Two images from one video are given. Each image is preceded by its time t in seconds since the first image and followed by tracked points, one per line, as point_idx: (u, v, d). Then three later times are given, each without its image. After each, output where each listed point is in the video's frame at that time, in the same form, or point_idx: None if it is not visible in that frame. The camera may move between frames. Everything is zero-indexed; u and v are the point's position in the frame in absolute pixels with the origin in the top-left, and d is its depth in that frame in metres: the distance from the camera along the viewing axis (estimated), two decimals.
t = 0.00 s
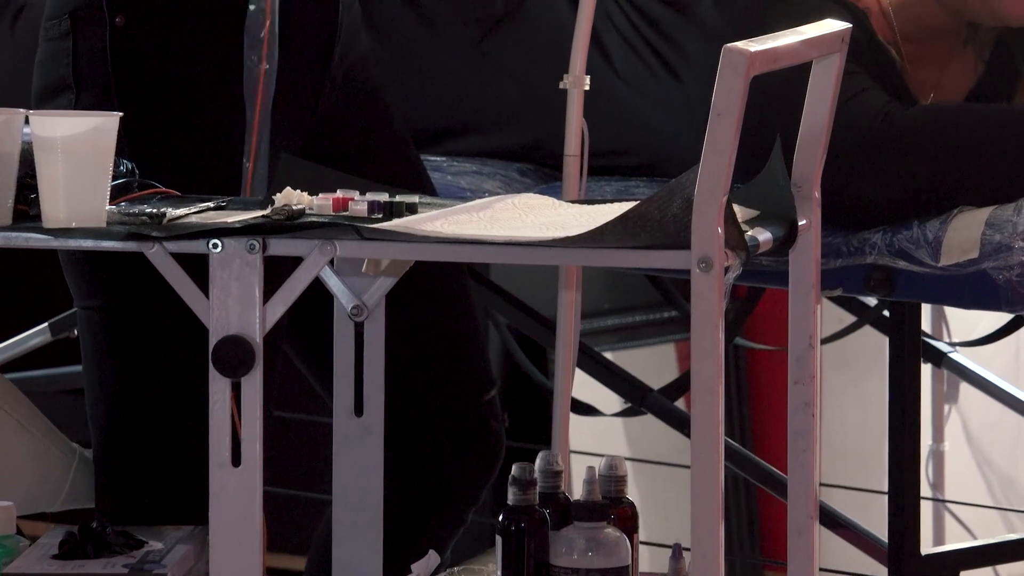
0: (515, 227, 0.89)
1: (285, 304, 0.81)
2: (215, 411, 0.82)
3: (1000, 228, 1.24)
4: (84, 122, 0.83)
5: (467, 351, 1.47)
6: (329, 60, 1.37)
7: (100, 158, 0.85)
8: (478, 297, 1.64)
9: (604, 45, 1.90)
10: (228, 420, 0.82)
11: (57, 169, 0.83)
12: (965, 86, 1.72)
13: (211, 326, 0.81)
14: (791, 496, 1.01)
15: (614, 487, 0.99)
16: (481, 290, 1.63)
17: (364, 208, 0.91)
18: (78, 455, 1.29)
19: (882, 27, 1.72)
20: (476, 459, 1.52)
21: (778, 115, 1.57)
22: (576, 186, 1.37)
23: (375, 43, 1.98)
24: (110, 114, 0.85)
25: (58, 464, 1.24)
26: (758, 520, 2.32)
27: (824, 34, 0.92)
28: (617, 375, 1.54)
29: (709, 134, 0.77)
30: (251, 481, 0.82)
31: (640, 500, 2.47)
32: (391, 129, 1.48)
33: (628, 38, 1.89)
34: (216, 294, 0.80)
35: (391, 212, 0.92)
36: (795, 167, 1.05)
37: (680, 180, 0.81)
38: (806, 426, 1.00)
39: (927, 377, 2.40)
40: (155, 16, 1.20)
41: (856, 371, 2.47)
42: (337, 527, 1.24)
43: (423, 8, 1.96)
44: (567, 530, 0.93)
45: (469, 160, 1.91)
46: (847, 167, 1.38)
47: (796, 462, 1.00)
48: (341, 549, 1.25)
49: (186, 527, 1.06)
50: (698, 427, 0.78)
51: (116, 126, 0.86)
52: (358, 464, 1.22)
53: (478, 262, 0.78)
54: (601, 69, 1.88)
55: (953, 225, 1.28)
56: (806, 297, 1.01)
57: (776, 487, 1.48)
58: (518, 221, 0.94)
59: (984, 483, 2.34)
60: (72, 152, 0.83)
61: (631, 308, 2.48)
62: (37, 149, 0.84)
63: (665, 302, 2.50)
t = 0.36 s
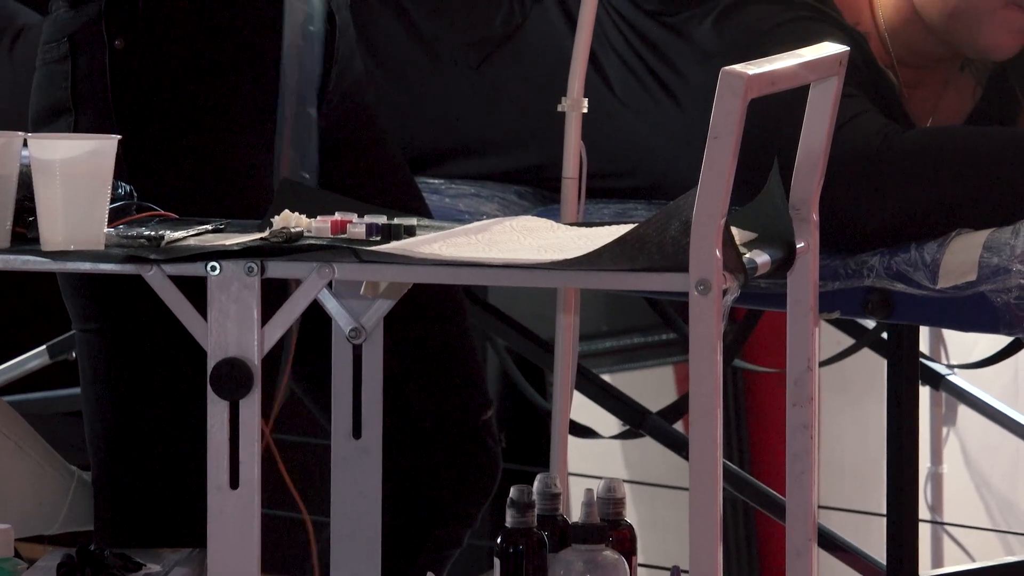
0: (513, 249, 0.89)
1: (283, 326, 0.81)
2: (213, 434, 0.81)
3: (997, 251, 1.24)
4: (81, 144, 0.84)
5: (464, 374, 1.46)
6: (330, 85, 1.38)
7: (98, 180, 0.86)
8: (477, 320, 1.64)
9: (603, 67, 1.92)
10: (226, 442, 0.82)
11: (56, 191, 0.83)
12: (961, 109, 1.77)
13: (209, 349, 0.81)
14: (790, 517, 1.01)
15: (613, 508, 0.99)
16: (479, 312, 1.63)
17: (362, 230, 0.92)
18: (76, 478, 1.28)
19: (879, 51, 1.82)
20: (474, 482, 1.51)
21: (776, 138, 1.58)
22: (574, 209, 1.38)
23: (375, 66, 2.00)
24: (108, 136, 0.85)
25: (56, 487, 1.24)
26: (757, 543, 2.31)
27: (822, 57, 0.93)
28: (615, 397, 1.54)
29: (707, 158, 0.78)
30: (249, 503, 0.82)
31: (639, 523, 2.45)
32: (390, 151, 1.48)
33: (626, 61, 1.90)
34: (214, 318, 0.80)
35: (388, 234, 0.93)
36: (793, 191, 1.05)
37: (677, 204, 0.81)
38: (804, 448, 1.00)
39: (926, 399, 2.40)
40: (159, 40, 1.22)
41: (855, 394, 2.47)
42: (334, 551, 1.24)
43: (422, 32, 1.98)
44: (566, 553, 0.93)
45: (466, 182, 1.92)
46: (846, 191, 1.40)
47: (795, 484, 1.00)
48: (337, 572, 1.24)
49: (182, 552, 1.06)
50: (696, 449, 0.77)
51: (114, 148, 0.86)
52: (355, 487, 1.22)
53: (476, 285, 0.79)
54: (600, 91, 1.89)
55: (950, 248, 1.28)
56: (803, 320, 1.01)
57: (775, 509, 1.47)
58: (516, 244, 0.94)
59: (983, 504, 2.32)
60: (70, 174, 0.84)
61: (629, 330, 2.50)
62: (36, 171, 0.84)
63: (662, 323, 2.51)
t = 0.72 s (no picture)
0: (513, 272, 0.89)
1: (283, 349, 0.81)
2: (212, 457, 0.81)
3: (997, 274, 1.24)
4: (80, 167, 0.84)
5: (463, 398, 1.46)
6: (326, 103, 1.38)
7: (98, 203, 0.86)
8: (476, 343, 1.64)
9: (604, 89, 1.93)
10: (226, 465, 0.81)
11: (55, 215, 0.84)
12: (962, 134, 1.85)
13: (209, 373, 0.81)
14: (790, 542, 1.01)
15: (612, 532, 0.99)
16: (478, 335, 1.63)
17: (362, 254, 0.92)
18: (76, 502, 1.28)
19: (882, 75, 1.83)
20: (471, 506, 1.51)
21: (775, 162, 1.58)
22: (574, 232, 1.38)
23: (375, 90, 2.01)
24: (108, 159, 0.86)
25: (54, 511, 1.23)
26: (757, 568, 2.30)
27: (821, 80, 0.93)
28: (614, 420, 1.54)
29: (707, 181, 0.78)
30: (248, 527, 0.82)
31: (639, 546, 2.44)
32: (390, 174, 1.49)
33: (627, 80, 1.92)
34: (214, 341, 0.80)
35: (388, 257, 0.93)
36: (792, 214, 1.05)
37: (677, 227, 0.81)
38: (804, 471, 1.00)
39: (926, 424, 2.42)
40: (157, 68, 1.22)
41: (855, 418, 2.47)
42: None
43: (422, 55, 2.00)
44: None
45: (466, 205, 1.92)
46: (845, 215, 1.41)
47: (795, 508, 1.00)
48: None
49: None
50: (695, 473, 0.77)
51: (115, 170, 0.86)
52: (354, 511, 1.22)
53: (474, 308, 0.78)
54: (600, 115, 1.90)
55: (950, 272, 1.29)
56: (803, 343, 1.01)
57: (775, 533, 1.46)
58: (516, 267, 0.95)
59: (983, 527, 2.32)
60: (70, 197, 0.84)
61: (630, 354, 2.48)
62: (36, 195, 0.84)
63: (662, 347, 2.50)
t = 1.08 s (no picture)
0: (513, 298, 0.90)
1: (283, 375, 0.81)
2: (212, 484, 0.81)
3: (997, 300, 1.25)
4: (80, 195, 0.84)
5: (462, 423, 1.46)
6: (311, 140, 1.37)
7: (99, 230, 0.86)
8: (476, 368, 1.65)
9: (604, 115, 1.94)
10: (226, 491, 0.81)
11: (55, 242, 0.84)
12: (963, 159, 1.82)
13: (208, 399, 0.81)
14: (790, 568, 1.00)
15: (612, 557, 0.98)
16: (478, 360, 1.64)
17: (362, 280, 0.93)
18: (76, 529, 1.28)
19: (882, 101, 1.83)
20: (470, 531, 1.51)
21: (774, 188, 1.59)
22: (574, 259, 1.39)
23: (376, 117, 2.03)
24: (107, 186, 0.86)
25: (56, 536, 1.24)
26: None
27: (820, 107, 0.94)
28: (614, 446, 1.54)
29: (706, 208, 0.78)
30: (248, 553, 0.81)
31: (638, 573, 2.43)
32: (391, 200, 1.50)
33: (628, 106, 1.92)
34: (214, 368, 0.80)
35: (389, 283, 0.93)
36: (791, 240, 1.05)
37: (677, 253, 0.82)
38: (804, 497, 1.00)
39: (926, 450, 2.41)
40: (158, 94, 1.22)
41: (854, 444, 2.46)
42: None
43: (422, 82, 2.01)
44: None
45: (465, 231, 1.93)
46: (844, 243, 1.42)
47: (794, 533, 1.00)
48: None
49: None
50: (695, 498, 0.77)
51: (114, 197, 0.87)
52: (354, 537, 1.22)
53: (474, 334, 0.78)
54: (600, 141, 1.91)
55: (950, 297, 1.30)
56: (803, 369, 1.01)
57: (775, 560, 1.46)
58: (516, 293, 0.95)
59: (983, 554, 2.31)
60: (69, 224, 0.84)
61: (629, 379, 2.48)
62: (36, 224, 0.85)
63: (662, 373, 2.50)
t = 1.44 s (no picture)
0: (514, 323, 0.90)
1: (283, 401, 0.81)
2: (212, 510, 0.81)
3: (996, 325, 1.25)
4: (80, 221, 0.85)
5: (462, 448, 1.46)
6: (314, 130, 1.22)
7: (98, 256, 0.87)
8: (475, 393, 1.64)
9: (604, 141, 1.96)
10: (226, 516, 0.81)
11: (56, 268, 0.84)
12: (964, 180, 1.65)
13: (208, 425, 0.80)
14: None
15: None
16: (477, 385, 1.64)
17: (362, 305, 0.93)
18: (76, 554, 1.27)
19: (881, 126, 1.77)
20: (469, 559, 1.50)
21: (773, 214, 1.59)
22: (573, 284, 1.39)
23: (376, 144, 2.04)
24: (108, 211, 0.87)
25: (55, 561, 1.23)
26: None
27: (820, 132, 0.94)
28: (613, 471, 1.54)
29: (706, 233, 0.79)
30: None
31: None
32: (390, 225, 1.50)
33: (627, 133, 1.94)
34: (213, 394, 0.80)
35: (388, 307, 0.94)
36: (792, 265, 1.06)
37: (677, 278, 0.82)
38: (805, 523, 0.99)
39: (926, 475, 2.41)
40: (149, 132, 1.13)
41: (854, 470, 2.46)
42: None
43: (423, 108, 2.02)
44: None
45: (466, 255, 1.93)
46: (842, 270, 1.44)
47: (795, 559, 1.00)
48: None
49: None
50: (695, 525, 0.77)
51: (115, 223, 0.87)
52: (354, 562, 1.22)
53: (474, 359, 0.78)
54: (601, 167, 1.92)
55: (950, 322, 1.30)
56: (802, 395, 1.01)
57: None
58: (516, 318, 0.95)
59: None
60: (70, 250, 0.85)
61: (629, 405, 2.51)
62: (37, 249, 0.85)
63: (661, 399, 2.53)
